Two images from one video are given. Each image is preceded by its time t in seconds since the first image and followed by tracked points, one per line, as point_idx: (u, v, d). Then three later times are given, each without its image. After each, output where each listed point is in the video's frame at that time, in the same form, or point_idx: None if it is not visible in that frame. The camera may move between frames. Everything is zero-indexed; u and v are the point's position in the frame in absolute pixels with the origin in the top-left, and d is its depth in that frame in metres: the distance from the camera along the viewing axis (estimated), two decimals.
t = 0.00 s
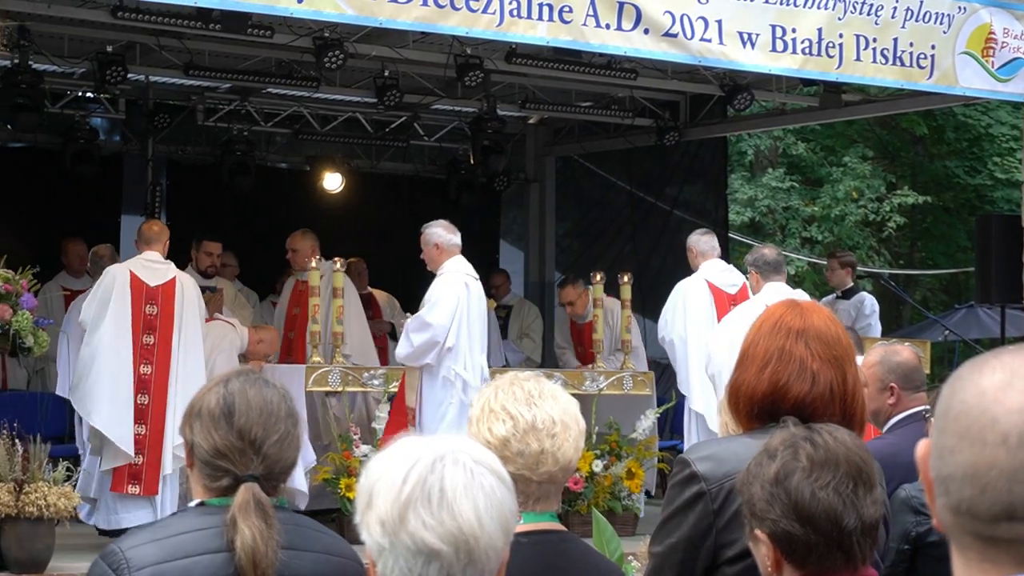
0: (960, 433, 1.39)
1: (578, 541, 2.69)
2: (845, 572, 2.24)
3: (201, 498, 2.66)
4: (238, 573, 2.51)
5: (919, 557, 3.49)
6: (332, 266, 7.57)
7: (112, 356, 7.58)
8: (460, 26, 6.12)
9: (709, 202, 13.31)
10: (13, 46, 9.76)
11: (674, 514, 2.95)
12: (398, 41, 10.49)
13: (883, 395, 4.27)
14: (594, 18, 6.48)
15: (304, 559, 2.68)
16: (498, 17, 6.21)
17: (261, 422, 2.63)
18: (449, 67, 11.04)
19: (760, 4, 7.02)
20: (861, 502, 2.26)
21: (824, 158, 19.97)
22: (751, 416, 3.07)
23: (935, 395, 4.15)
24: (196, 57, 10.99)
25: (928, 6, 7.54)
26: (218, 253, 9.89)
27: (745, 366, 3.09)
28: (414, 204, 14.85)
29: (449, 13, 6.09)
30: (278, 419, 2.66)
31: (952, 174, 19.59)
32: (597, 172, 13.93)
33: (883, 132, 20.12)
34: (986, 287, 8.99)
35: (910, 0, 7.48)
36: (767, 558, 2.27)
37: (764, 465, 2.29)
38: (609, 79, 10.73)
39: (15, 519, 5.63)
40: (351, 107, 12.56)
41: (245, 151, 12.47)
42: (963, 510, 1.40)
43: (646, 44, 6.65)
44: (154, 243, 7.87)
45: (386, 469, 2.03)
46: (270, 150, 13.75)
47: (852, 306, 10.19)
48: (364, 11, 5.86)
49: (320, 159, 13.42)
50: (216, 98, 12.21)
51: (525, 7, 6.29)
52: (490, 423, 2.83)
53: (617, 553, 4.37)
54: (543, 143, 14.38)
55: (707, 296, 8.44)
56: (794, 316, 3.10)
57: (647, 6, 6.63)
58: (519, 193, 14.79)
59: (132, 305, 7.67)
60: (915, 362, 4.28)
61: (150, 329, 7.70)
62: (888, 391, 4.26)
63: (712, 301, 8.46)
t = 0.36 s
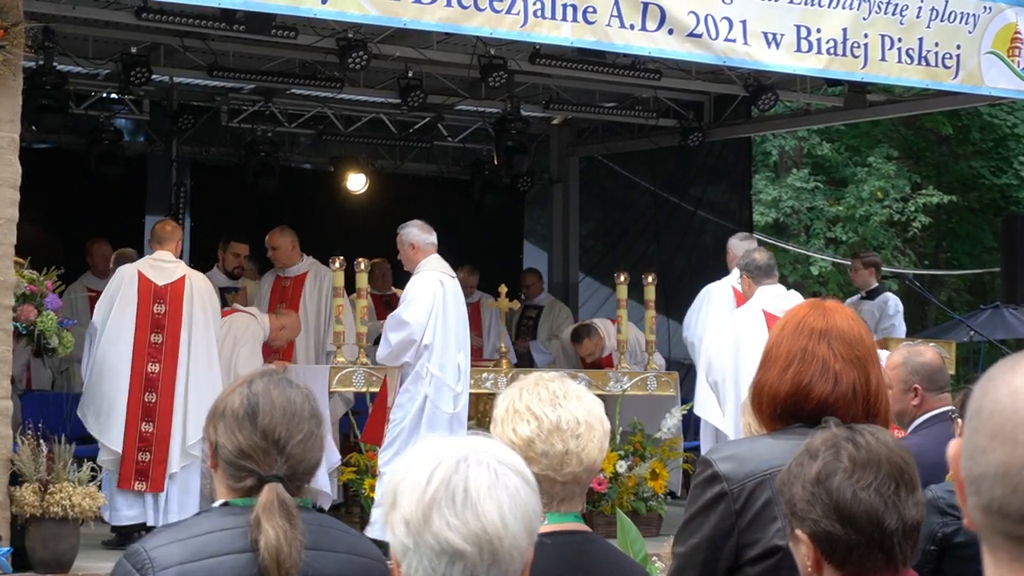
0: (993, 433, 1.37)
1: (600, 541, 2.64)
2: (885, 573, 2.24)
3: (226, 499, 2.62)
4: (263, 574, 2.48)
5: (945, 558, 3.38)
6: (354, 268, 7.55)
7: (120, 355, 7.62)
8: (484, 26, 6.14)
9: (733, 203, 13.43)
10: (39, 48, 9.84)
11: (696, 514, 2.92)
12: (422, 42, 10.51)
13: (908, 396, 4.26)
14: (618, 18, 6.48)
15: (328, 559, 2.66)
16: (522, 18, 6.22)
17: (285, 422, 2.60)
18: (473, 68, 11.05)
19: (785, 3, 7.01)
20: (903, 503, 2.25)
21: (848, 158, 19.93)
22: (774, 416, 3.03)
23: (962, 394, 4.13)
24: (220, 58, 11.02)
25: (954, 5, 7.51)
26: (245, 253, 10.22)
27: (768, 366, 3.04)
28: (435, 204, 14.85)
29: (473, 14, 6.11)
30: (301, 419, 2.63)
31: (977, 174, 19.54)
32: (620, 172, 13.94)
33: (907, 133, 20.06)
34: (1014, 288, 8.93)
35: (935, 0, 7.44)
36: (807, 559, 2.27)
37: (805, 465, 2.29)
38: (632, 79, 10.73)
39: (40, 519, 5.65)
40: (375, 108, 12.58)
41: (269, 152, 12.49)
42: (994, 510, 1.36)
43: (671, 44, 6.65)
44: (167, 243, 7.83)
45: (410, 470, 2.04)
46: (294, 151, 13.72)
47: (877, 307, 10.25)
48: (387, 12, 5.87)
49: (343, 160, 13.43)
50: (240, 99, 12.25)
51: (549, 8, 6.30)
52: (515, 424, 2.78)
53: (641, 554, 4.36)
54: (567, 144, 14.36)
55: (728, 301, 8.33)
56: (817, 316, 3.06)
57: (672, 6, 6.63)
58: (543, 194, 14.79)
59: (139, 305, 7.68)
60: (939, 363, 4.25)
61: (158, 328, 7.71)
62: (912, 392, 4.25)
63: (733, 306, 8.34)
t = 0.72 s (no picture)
0: None
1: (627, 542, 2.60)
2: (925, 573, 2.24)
3: (249, 499, 2.56)
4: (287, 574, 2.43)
5: (972, 557, 3.20)
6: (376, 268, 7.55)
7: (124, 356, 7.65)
8: (509, 26, 6.16)
9: (757, 203, 13.43)
10: (64, 49, 9.89)
11: (719, 515, 2.84)
12: (446, 42, 10.53)
13: (930, 396, 4.25)
14: (643, 18, 6.49)
15: (354, 559, 2.59)
16: (546, 18, 6.25)
17: (309, 422, 2.55)
18: (498, 69, 11.07)
19: (810, 3, 6.99)
20: (944, 504, 2.25)
21: (873, 158, 19.88)
22: (796, 418, 2.94)
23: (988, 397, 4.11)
24: (246, 59, 11.04)
25: (979, 5, 7.48)
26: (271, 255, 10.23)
27: (790, 367, 2.94)
28: (456, 205, 14.85)
29: (498, 14, 6.13)
30: (326, 420, 2.58)
31: (1002, 175, 19.51)
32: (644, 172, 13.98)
33: (933, 133, 20.03)
34: None
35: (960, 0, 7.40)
36: (846, 559, 2.27)
37: (846, 466, 2.28)
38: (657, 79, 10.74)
39: (65, 519, 5.68)
40: (399, 108, 12.61)
41: (294, 153, 12.51)
42: None
43: (696, 44, 6.65)
44: (178, 244, 7.90)
45: (430, 470, 2.00)
46: (319, 152, 13.74)
47: (902, 307, 10.27)
48: (412, 12, 5.89)
49: (368, 160, 13.45)
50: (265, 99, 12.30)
51: (574, 8, 6.31)
52: (539, 425, 2.72)
53: (666, 555, 4.35)
54: (591, 144, 14.37)
55: (754, 309, 7.98)
56: (839, 316, 2.94)
57: (696, 6, 6.63)
58: (567, 195, 14.79)
59: (141, 307, 7.70)
60: (965, 364, 4.20)
61: (161, 329, 7.72)
62: (936, 393, 4.23)
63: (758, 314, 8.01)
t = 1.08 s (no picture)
0: None
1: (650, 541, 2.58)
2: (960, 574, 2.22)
3: (272, 499, 2.54)
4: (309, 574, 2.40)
5: (996, 559, 3.11)
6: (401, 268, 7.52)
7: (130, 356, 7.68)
8: (531, 27, 6.20)
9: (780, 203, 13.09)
10: (88, 50, 9.95)
11: (739, 515, 2.82)
12: (468, 43, 10.55)
13: (952, 396, 4.24)
14: (665, 18, 6.50)
15: (375, 560, 2.54)
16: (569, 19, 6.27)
17: (331, 422, 2.53)
18: (520, 69, 11.08)
19: (833, 3, 6.97)
20: (979, 505, 2.24)
21: (896, 158, 19.80)
22: (813, 420, 2.92)
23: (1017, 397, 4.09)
24: (269, 61, 11.07)
25: (1003, 4, 7.44)
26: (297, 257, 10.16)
27: (806, 368, 2.92)
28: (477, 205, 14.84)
29: (520, 15, 6.17)
30: (348, 420, 2.56)
31: None
32: (666, 172, 13.98)
33: (956, 132, 19.96)
34: None
35: None
36: (881, 559, 2.26)
37: (882, 466, 2.29)
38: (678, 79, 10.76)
39: (89, 519, 5.72)
40: (421, 109, 12.64)
41: (316, 153, 12.53)
42: None
43: (718, 45, 6.65)
44: (188, 244, 7.83)
45: (449, 471, 1.99)
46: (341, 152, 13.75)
47: (926, 306, 10.29)
48: (434, 13, 5.94)
49: (391, 161, 13.47)
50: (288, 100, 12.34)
51: (596, 8, 6.33)
52: (563, 425, 2.70)
53: (688, 555, 4.33)
54: (614, 144, 14.38)
55: (758, 288, 7.63)
56: (853, 317, 2.90)
57: (719, 6, 6.64)
58: (590, 195, 14.80)
59: (147, 307, 7.71)
60: (989, 365, 4.18)
61: (166, 329, 7.71)
62: (957, 393, 4.22)
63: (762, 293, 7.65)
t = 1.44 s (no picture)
0: None
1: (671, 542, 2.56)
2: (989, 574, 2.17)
3: (294, 499, 2.50)
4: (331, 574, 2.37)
5: None
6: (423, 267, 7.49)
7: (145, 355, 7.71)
8: (551, 28, 6.24)
9: (800, 204, 13.36)
10: (109, 52, 10.00)
11: (759, 516, 2.78)
12: (489, 43, 10.57)
13: (976, 398, 4.23)
14: (686, 18, 6.51)
15: (398, 559, 2.50)
16: (589, 19, 6.30)
17: (352, 422, 2.48)
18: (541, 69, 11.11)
19: (854, 3, 6.97)
20: (1008, 505, 2.20)
21: (917, 158, 19.76)
22: (832, 427, 2.87)
23: None
24: (290, 61, 11.09)
25: None
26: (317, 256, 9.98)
27: (817, 376, 2.88)
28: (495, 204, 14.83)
29: (540, 16, 6.21)
30: (369, 420, 2.50)
31: None
32: (687, 172, 13.99)
33: (978, 132, 19.91)
34: None
35: None
36: (910, 559, 2.20)
37: (911, 466, 2.24)
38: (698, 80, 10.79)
39: (111, 519, 5.73)
40: (442, 109, 12.67)
41: (337, 153, 12.54)
42: None
43: (739, 45, 6.66)
44: (203, 245, 7.87)
45: (458, 473, 1.98)
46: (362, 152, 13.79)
47: (947, 307, 10.31)
48: (455, 13, 5.99)
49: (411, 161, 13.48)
50: (309, 101, 12.39)
51: (617, 9, 6.35)
52: (583, 425, 2.66)
53: (708, 556, 4.23)
54: (635, 144, 14.39)
55: (755, 291, 7.64)
56: (856, 318, 2.88)
57: (739, 6, 6.64)
58: (611, 195, 14.80)
59: (160, 306, 7.74)
60: (1013, 366, 4.17)
61: (179, 327, 7.73)
62: (981, 395, 4.21)
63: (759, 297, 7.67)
